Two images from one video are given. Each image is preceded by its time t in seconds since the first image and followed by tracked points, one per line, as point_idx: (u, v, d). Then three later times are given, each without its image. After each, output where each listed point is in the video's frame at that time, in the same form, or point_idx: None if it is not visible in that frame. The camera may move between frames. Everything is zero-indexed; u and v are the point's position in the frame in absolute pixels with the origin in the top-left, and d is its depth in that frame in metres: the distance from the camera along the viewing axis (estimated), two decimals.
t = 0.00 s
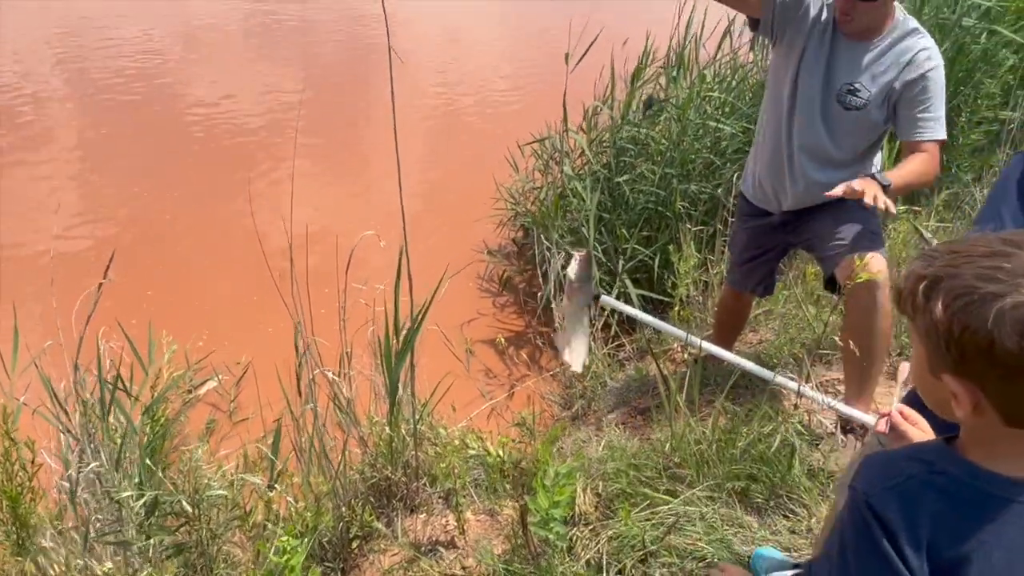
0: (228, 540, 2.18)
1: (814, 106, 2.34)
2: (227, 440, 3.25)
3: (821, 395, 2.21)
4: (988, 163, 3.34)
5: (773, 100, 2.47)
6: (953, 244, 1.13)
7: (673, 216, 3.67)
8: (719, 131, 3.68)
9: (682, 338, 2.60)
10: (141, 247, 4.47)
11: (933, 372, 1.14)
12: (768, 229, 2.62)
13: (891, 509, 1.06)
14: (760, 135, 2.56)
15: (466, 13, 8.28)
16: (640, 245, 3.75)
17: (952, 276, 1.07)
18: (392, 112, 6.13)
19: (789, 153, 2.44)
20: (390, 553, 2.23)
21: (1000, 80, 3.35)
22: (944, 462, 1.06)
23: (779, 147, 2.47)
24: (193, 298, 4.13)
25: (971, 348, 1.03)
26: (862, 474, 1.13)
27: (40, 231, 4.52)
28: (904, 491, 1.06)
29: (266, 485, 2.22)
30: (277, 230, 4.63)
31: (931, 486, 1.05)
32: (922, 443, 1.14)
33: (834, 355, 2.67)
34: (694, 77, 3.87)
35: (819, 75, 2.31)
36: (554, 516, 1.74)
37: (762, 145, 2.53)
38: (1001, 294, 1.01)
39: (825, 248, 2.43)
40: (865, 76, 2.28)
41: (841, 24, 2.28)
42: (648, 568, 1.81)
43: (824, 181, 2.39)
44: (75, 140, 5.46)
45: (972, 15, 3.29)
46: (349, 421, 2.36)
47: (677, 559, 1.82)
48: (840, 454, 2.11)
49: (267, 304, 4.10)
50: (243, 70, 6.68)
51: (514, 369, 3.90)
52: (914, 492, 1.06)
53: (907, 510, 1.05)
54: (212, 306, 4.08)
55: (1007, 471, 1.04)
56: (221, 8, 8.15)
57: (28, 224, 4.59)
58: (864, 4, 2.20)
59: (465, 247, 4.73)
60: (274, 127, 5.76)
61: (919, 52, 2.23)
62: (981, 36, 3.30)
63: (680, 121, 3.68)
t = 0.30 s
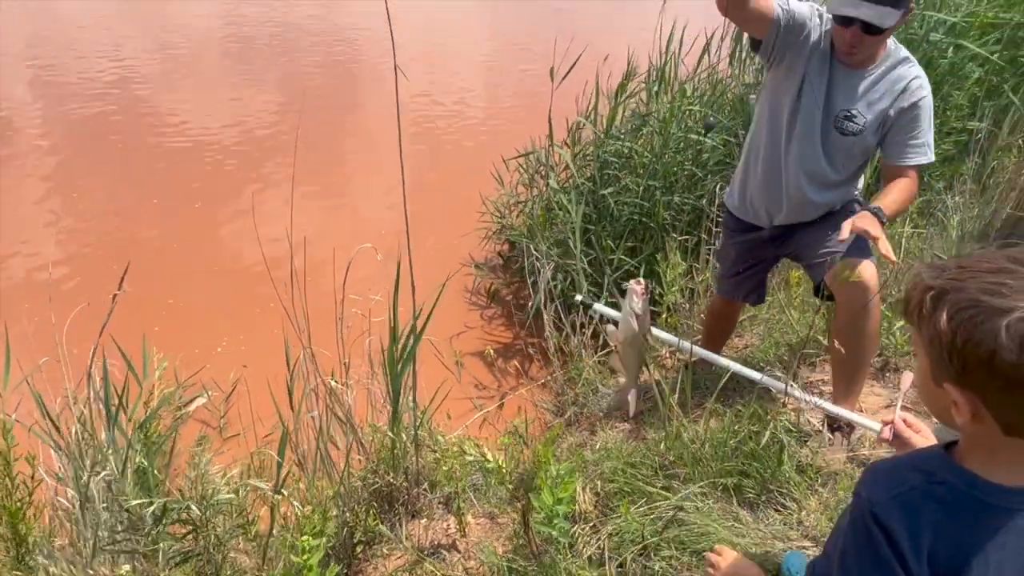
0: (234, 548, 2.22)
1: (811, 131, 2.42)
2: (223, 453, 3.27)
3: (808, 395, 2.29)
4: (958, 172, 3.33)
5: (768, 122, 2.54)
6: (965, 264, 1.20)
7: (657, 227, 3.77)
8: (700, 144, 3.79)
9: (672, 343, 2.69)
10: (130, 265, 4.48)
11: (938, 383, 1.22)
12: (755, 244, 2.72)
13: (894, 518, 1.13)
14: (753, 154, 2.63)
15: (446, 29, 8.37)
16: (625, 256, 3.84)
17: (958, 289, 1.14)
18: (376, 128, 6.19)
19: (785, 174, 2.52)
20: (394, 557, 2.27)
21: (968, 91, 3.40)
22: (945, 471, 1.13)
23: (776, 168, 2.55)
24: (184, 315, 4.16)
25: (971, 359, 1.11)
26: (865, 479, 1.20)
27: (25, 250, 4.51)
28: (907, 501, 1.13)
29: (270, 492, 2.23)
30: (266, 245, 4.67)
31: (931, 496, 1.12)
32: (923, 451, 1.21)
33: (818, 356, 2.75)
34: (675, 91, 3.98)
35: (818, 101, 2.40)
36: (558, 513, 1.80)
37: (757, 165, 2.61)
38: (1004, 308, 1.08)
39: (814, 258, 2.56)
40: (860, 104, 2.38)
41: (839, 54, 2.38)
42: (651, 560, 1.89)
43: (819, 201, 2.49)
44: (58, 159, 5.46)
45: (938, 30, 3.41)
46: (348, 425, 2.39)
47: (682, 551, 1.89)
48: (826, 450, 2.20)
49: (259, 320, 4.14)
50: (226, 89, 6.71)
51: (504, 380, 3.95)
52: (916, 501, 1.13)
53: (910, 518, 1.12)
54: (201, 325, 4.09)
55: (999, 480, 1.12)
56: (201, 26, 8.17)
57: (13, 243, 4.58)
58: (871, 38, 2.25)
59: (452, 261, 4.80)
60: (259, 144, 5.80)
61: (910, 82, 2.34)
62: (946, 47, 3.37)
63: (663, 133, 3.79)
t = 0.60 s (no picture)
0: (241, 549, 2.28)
1: (799, 149, 2.53)
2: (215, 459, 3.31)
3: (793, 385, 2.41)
4: (920, 179, 3.47)
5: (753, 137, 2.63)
6: (917, 266, 1.26)
7: (637, 236, 3.91)
8: (676, 156, 3.92)
9: (661, 345, 2.84)
10: (113, 279, 4.49)
11: (897, 384, 1.26)
12: (736, 251, 2.82)
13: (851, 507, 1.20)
14: (735, 167, 2.71)
15: (419, 36, 8.39)
16: (606, 265, 3.98)
17: (907, 284, 1.21)
18: (353, 139, 6.20)
19: (772, 187, 2.62)
20: (398, 555, 2.35)
21: (927, 102, 3.50)
22: (901, 464, 1.20)
23: (761, 182, 2.65)
24: (171, 323, 4.18)
25: (917, 351, 1.16)
26: (831, 475, 1.27)
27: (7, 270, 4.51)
28: (864, 493, 1.19)
29: (277, 491, 2.30)
30: (249, 259, 4.69)
31: (887, 487, 1.18)
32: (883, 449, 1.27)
33: (798, 355, 2.89)
34: (650, 105, 4.12)
35: (806, 120, 2.51)
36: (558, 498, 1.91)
37: (740, 178, 2.69)
38: (944, 299, 1.14)
39: (794, 262, 2.65)
40: (845, 124, 2.51)
41: (825, 76, 2.50)
42: (646, 543, 1.99)
43: (804, 216, 2.60)
44: (34, 177, 5.44)
45: (897, 45, 3.53)
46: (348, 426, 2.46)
47: (676, 535, 2.00)
48: (807, 439, 2.32)
49: (246, 326, 4.16)
50: (202, 101, 6.70)
51: (490, 391, 4.05)
52: (873, 492, 1.19)
53: (866, 509, 1.19)
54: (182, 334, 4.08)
55: (947, 471, 1.17)
56: (173, 36, 8.13)
57: None
58: (861, 65, 2.39)
59: (435, 274, 4.89)
60: (237, 158, 5.81)
61: (890, 104, 2.49)
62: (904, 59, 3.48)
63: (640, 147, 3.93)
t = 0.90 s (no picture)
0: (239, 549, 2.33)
1: (766, 164, 2.66)
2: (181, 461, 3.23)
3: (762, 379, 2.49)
4: (875, 186, 3.67)
5: (722, 152, 2.72)
6: (884, 244, 1.32)
7: (610, 246, 4.08)
8: (645, 169, 4.07)
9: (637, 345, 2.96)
10: (80, 290, 4.39)
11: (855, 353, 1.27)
12: (704, 256, 2.94)
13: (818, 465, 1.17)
14: (701, 177, 2.81)
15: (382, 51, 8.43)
16: (581, 276, 4.14)
17: (872, 255, 1.26)
18: (316, 148, 6.16)
19: (738, 199, 2.74)
20: (391, 548, 2.44)
21: (877, 114, 3.70)
22: (860, 423, 1.19)
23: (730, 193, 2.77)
24: (147, 329, 4.11)
25: (868, 313, 1.19)
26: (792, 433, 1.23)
27: None
28: (831, 451, 1.17)
29: (275, 489, 2.37)
30: (217, 267, 4.63)
31: (852, 443, 1.17)
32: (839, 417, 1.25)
33: (765, 352, 3.02)
34: (619, 120, 4.29)
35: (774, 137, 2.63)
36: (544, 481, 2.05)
37: (710, 190, 2.78)
38: (896, 259, 1.19)
39: (757, 261, 2.81)
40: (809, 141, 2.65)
41: (791, 96, 2.61)
42: (628, 523, 2.12)
43: (768, 223, 2.76)
44: None
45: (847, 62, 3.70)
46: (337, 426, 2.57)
47: (656, 515, 2.12)
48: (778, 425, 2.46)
49: (222, 331, 4.12)
50: (161, 110, 6.57)
51: (472, 401, 4.16)
52: (836, 448, 1.17)
53: (835, 467, 1.16)
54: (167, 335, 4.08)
55: (905, 432, 1.17)
56: (126, 45, 7.95)
57: None
58: (827, 89, 2.51)
59: (413, 287, 4.99)
60: (201, 167, 5.71)
61: (845, 121, 2.65)
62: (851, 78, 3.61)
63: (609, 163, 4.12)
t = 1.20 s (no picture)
0: (229, 549, 2.39)
1: (721, 177, 2.78)
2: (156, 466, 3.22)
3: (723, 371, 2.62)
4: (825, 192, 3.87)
5: (680, 166, 2.82)
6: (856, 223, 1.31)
7: (577, 257, 4.23)
8: (610, 181, 4.25)
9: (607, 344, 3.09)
10: (49, 307, 4.34)
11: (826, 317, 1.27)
12: (661, 259, 3.05)
13: (790, 400, 1.19)
14: (658, 187, 2.90)
15: (345, 72, 8.52)
16: (550, 286, 4.29)
17: (842, 227, 1.25)
18: (283, 166, 6.19)
19: (692, 208, 2.87)
20: (377, 545, 2.54)
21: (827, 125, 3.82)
22: (829, 373, 1.20)
23: (688, 203, 2.88)
24: (125, 340, 4.10)
25: (833, 279, 1.20)
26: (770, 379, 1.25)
27: None
28: (803, 388, 1.19)
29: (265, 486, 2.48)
30: (188, 283, 4.61)
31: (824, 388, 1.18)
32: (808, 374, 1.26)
33: (726, 348, 3.17)
34: (583, 134, 4.44)
35: (728, 151, 2.74)
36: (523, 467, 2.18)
37: (668, 201, 2.88)
38: (857, 231, 1.19)
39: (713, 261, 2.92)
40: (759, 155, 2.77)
41: (742, 114, 2.72)
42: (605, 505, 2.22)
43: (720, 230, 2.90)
44: None
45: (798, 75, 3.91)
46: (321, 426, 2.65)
47: (629, 497, 2.25)
48: (740, 412, 2.62)
49: (200, 340, 4.13)
50: (122, 130, 6.53)
51: (447, 412, 4.27)
52: (810, 393, 1.19)
53: (806, 404, 1.18)
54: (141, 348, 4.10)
55: (864, 385, 1.17)
56: (88, 66, 7.91)
57: None
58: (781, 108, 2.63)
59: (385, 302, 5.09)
60: (167, 187, 5.70)
61: (791, 137, 2.78)
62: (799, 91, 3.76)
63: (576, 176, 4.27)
